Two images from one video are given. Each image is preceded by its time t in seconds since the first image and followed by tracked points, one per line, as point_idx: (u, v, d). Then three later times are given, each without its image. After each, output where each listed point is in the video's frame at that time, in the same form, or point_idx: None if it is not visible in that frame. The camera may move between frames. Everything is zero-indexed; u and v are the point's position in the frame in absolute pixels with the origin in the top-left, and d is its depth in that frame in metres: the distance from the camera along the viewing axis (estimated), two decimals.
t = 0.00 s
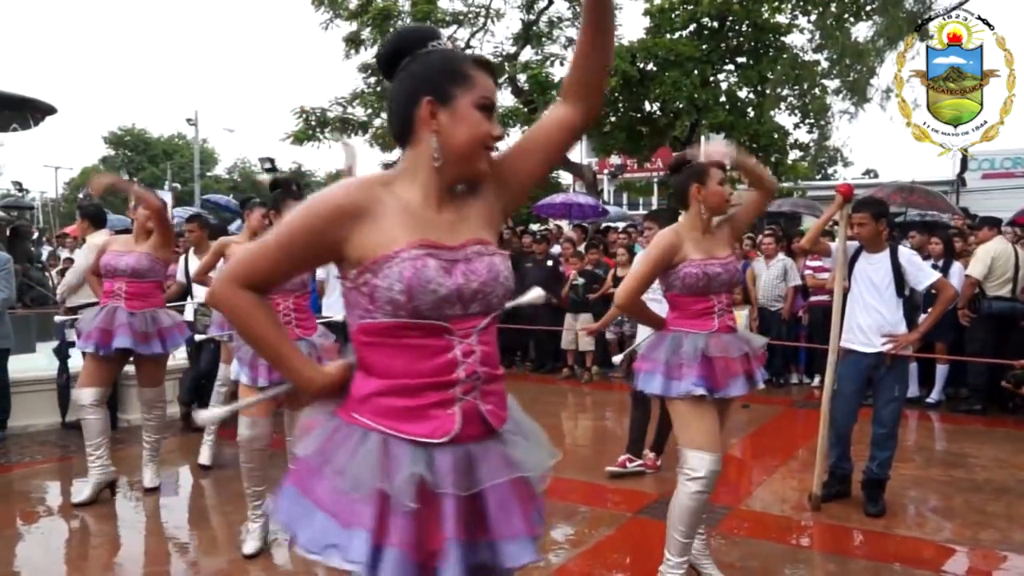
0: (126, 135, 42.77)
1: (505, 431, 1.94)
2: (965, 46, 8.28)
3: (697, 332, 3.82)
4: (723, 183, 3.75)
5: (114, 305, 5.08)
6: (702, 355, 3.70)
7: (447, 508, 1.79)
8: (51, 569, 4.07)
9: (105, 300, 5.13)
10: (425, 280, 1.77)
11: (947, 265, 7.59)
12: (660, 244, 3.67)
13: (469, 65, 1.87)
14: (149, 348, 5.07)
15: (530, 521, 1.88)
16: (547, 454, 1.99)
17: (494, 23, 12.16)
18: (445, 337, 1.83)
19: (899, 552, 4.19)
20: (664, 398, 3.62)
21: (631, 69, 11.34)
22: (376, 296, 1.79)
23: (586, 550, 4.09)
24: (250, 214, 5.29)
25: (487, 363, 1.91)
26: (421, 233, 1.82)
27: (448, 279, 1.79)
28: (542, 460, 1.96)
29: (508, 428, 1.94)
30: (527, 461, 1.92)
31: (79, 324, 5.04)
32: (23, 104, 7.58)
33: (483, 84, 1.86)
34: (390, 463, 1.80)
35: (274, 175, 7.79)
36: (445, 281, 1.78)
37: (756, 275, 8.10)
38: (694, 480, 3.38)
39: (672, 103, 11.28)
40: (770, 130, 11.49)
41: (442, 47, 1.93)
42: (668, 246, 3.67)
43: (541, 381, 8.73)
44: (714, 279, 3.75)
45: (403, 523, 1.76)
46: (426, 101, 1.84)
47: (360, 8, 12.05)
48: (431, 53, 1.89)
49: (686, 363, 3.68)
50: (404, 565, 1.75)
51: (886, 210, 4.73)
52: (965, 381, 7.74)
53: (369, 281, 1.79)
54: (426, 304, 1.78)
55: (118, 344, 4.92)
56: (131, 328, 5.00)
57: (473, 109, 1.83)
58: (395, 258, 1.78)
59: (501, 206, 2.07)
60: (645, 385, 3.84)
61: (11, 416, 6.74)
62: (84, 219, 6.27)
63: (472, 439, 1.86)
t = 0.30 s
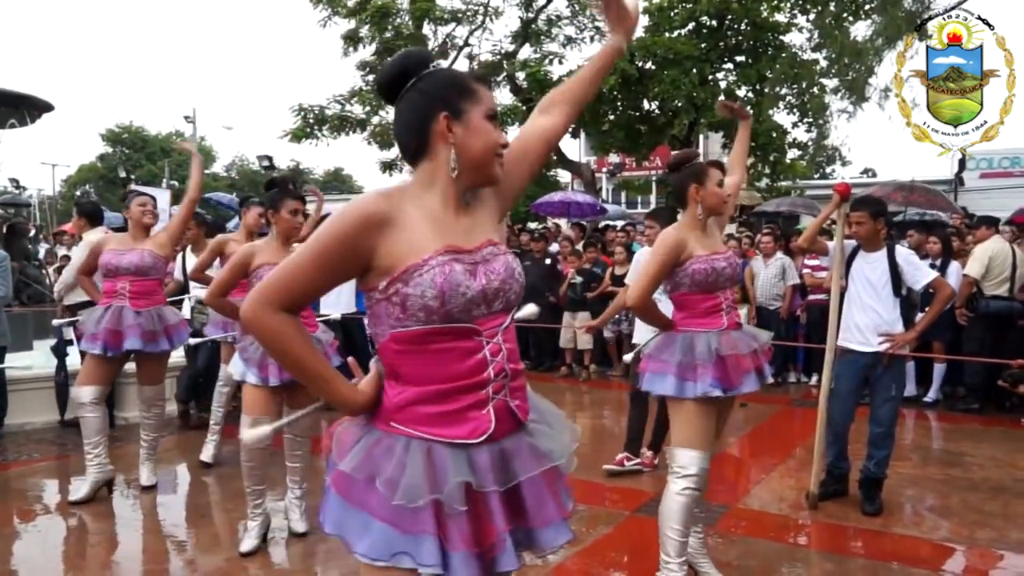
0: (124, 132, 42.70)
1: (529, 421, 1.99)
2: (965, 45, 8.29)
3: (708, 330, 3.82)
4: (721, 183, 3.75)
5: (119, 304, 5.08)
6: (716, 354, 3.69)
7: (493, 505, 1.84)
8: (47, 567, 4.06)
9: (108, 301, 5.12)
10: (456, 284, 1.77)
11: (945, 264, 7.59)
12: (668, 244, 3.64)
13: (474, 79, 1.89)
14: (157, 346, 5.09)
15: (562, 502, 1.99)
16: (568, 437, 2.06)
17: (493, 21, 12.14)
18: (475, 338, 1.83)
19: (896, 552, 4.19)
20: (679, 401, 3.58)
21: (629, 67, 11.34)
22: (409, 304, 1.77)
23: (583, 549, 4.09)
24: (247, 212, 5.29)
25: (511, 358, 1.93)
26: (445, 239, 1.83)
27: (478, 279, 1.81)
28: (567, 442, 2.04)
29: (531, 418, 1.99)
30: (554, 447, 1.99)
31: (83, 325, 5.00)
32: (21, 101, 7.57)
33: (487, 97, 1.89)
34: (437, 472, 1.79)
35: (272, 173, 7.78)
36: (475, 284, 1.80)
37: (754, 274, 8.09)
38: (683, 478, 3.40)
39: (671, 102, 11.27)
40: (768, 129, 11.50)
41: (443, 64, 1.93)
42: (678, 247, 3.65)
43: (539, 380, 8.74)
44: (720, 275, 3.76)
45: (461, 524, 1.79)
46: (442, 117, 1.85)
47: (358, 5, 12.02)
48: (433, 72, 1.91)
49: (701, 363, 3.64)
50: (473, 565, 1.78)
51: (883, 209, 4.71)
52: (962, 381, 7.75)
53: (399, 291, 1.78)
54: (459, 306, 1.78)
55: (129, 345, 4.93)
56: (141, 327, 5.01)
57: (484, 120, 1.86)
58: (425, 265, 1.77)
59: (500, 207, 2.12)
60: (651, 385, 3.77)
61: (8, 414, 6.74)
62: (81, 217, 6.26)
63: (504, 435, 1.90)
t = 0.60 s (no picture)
0: (121, 129, 42.60)
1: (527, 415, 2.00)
2: (964, 45, 8.29)
3: (709, 329, 3.83)
4: (719, 184, 3.76)
5: (128, 302, 5.10)
6: (718, 353, 3.71)
7: (500, 496, 1.84)
8: (44, 565, 4.06)
9: (115, 298, 5.10)
10: (466, 274, 1.78)
11: (943, 265, 7.66)
12: (669, 245, 3.63)
13: (470, 79, 1.91)
14: (167, 341, 5.17)
15: (562, 494, 2.00)
16: (565, 430, 2.06)
17: (491, 19, 12.13)
18: (478, 330, 1.84)
19: (894, 551, 4.20)
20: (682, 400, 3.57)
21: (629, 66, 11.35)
22: (417, 296, 1.76)
23: (581, 547, 4.09)
24: (244, 209, 5.29)
25: (511, 352, 1.94)
26: (449, 233, 1.83)
27: (484, 271, 1.82)
28: (564, 434, 2.06)
29: (530, 411, 1.99)
30: (553, 439, 2.00)
31: (92, 323, 4.97)
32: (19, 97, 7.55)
33: (482, 97, 1.90)
34: (444, 465, 1.79)
35: (270, 171, 7.77)
36: (481, 275, 1.81)
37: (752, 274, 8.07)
38: (681, 477, 3.39)
39: (670, 101, 11.25)
40: (767, 128, 11.51)
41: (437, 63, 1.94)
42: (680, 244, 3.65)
43: (536, 378, 8.73)
44: (720, 273, 3.76)
45: (469, 516, 1.79)
46: (440, 116, 1.85)
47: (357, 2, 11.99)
48: (431, 71, 1.91)
49: (705, 362, 3.65)
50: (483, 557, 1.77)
51: (880, 209, 4.67)
52: (960, 380, 7.75)
53: (406, 282, 1.77)
54: (466, 296, 1.79)
55: (145, 341, 4.99)
56: (153, 324, 5.07)
57: (480, 119, 1.87)
58: (434, 256, 1.77)
59: (497, 218, 2.16)
60: (654, 385, 3.73)
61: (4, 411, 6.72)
62: (78, 214, 6.24)
63: (507, 428, 1.90)
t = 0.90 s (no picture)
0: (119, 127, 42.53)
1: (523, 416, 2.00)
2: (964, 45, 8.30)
3: (706, 327, 3.82)
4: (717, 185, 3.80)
5: (135, 298, 5.11)
6: (715, 351, 3.71)
7: (494, 498, 1.84)
8: (43, 563, 4.05)
9: (121, 294, 5.09)
10: (467, 275, 1.78)
11: (941, 263, 7.67)
12: (667, 242, 3.63)
13: (473, 76, 1.90)
14: (173, 338, 5.25)
15: (555, 498, 2.00)
16: (559, 432, 2.06)
17: (490, 16, 12.11)
18: (477, 331, 1.84)
19: (892, 549, 4.20)
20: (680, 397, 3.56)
21: (627, 64, 11.35)
22: (418, 295, 1.76)
23: (579, 545, 4.09)
24: (243, 206, 5.31)
25: (509, 353, 1.94)
26: (451, 232, 1.84)
27: (484, 273, 1.82)
28: (559, 437, 2.06)
29: (525, 412, 1.99)
30: (548, 442, 2.00)
31: (101, 319, 4.95)
32: (16, 95, 7.54)
33: (486, 94, 1.90)
34: (439, 465, 1.78)
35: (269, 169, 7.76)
36: (482, 276, 1.81)
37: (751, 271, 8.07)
38: (681, 474, 3.39)
39: (668, 99, 11.24)
40: (765, 126, 11.51)
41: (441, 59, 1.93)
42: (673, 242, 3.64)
43: (535, 376, 8.73)
44: (716, 272, 3.75)
45: (462, 517, 1.78)
46: (441, 113, 1.85)
47: None
48: (435, 67, 1.89)
49: (702, 361, 3.65)
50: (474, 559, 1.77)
51: (874, 205, 4.69)
52: (958, 378, 7.75)
53: (408, 280, 1.76)
54: (467, 298, 1.79)
55: (155, 339, 5.05)
56: (161, 321, 5.13)
57: (482, 117, 1.87)
58: (436, 255, 1.77)
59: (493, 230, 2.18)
60: (650, 384, 3.72)
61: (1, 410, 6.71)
62: (75, 212, 6.24)
63: (503, 428, 1.90)
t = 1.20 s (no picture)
0: (116, 125, 42.46)
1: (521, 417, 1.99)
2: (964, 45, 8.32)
3: (703, 324, 3.83)
4: (715, 183, 3.77)
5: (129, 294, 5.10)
6: (713, 349, 3.71)
7: (491, 499, 1.84)
8: (40, 561, 4.04)
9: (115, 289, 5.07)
10: (468, 277, 1.78)
11: (940, 263, 7.68)
12: (665, 240, 3.63)
13: (485, 77, 1.90)
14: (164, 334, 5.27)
15: (553, 498, 2.00)
16: (558, 431, 2.05)
17: (489, 15, 12.10)
18: (475, 332, 1.84)
19: (891, 548, 4.20)
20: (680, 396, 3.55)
21: (626, 63, 11.34)
22: (418, 296, 1.76)
23: (578, 544, 4.09)
24: (241, 202, 5.31)
25: (507, 353, 1.94)
26: (457, 234, 1.84)
27: (485, 275, 1.82)
28: (558, 437, 2.05)
29: (523, 413, 1.99)
30: (547, 443, 1.99)
31: (94, 312, 4.94)
32: (14, 92, 7.52)
33: (497, 95, 1.90)
34: (437, 465, 1.78)
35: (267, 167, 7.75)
36: (483, 278, 1.81)
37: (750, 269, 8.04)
38: (684, 473, 3.38)
39: (667, 97, 11.25)
40: (764, 125, 11.51)
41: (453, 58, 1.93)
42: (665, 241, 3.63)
43: (534, 375, 8.74)
44: (715, 270, 3.75)
45: (458, 517, 1.78)
46: (450, 114, 1.85)
47: None
48: (448, 67, 1.89)
49: (699, 358, 3.65)
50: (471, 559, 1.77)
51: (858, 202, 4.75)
52: (957, 377, 7.76)
53: (408, 280, 1.76)
54: (467, 300, 1.79)
55: (149, 335, 5.07)
56: (154, 318, 5.14)
57: (492, 119, 1.87)
58: (437, 257, 1.77)
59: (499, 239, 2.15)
60: (648, 382, 3.72)
61: None
62: (73, 210, 6.23)
63: (501, 429, 1.90)
